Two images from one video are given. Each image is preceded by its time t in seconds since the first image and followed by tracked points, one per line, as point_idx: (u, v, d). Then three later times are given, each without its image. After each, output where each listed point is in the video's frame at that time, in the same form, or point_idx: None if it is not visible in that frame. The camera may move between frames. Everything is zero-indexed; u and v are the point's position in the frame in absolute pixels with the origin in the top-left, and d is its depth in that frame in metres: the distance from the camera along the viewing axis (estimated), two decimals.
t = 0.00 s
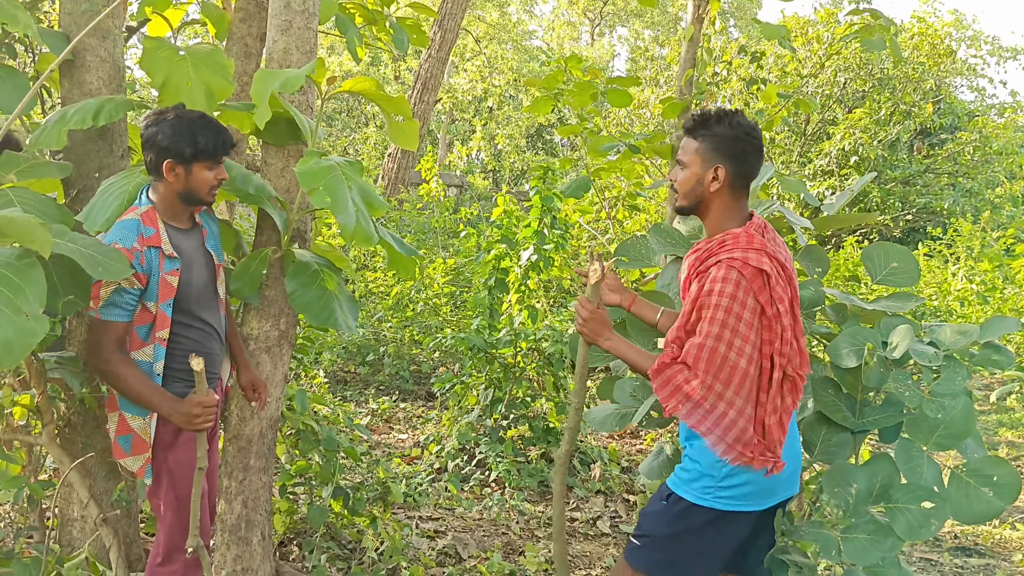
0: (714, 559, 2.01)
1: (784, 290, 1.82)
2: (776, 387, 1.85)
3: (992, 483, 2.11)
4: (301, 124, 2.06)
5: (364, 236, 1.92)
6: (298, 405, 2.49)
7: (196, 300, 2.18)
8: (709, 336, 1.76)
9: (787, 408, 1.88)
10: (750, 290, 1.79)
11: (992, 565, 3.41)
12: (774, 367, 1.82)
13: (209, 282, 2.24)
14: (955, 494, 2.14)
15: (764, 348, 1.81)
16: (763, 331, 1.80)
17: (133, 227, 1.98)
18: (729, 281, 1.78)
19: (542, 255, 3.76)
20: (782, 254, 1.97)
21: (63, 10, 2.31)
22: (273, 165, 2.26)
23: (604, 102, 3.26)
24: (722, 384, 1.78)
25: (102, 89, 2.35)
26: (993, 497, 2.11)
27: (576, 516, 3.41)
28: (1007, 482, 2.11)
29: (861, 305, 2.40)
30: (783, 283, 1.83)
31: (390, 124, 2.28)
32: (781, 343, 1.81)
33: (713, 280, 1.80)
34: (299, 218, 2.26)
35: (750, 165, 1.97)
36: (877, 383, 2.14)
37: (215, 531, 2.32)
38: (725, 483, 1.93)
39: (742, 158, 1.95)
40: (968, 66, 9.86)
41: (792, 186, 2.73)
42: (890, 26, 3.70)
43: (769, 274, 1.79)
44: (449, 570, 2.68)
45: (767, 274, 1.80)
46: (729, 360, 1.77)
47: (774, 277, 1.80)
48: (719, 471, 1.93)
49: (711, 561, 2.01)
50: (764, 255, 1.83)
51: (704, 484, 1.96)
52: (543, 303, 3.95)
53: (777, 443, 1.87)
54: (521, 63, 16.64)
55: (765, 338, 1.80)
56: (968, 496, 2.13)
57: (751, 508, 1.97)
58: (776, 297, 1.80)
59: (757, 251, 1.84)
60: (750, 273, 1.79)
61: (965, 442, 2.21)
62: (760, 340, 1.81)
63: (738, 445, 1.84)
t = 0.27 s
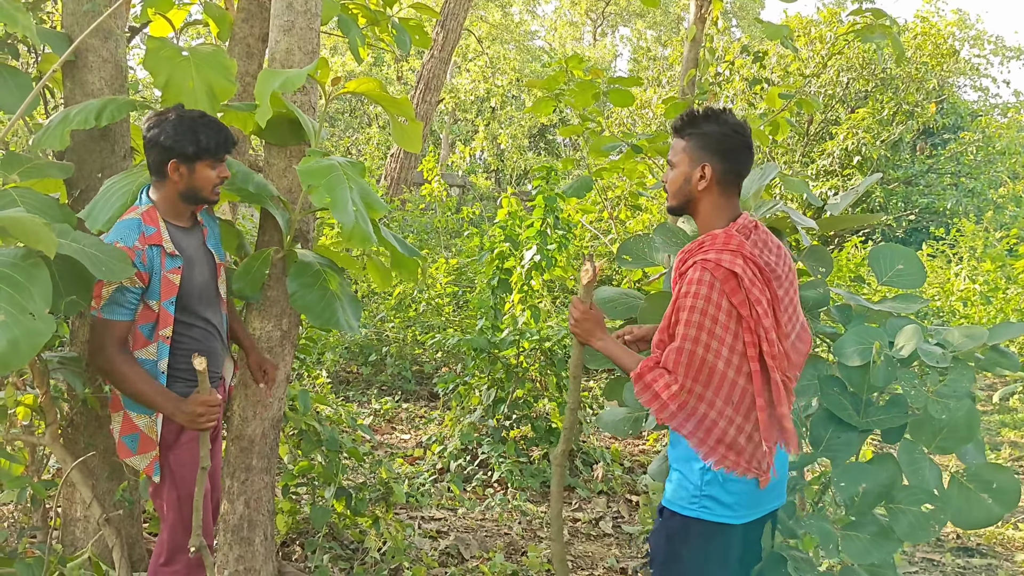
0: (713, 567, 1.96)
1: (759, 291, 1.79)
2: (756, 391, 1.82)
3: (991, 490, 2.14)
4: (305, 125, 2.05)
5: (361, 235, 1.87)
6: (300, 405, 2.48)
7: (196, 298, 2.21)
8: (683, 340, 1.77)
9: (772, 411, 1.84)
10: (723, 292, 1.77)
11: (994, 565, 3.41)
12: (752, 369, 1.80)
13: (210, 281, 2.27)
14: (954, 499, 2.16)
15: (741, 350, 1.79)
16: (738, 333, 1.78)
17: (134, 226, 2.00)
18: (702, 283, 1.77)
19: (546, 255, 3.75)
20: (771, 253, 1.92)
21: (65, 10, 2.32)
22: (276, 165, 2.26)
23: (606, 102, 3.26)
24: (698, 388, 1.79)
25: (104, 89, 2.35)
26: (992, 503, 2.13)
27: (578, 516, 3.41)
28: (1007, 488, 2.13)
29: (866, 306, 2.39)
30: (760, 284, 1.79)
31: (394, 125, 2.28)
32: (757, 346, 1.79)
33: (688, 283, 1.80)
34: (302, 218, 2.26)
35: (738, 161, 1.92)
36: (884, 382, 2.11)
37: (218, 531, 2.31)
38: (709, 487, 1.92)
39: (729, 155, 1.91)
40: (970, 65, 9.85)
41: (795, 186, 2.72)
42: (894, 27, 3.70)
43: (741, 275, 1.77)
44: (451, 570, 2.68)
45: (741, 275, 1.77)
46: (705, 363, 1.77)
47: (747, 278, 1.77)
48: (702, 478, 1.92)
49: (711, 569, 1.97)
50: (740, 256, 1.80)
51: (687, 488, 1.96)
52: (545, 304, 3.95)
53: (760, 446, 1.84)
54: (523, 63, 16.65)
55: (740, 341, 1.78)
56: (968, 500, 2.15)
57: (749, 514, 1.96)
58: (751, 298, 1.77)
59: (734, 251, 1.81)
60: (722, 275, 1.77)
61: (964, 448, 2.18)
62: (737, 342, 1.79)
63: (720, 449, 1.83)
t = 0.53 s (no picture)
0: (697, 570, 1.94)
1: (736, 290, 1.77)
2: (729, 393, 1.80)
3: (987, 489, 2.12)
4: (305, 126, 2.05)
5: (372, 239, 1.89)
6: (302, 406, 2.48)
7: (193, 309, 2.21)
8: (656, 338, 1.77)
9: (744, 414, 1.82)
10: (699, 291, 1.77)
11: (998, 568, 3.39)
12: (725, 371, 1.78)
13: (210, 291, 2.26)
14: (950, 498, 2.14)
15: (713, 351, 1.77)
16: (710, 333, 1.77)
17: (137, 244, 1.99)
18: (679, 282, 1.78)
19: (549, 258, 3.75)
20: (755, 257, 1.90)
21: (68, 12, 2.33)
22: (277, 167, 2.26)
23: (608, 104, 3.26)
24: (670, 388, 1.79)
25: (107, 92, 2.36)
26: (987, 502, 2.12)
27: (580, 518, 3.40)
28: (1003, 489, 2.12)
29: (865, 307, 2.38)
30: (737, 285, 1.78)
31: (393, 126, 2.28)
32: (730, 346, 1.77)
33: (665, 282, 1.80)
34: (303, 220, 2.26)
35: (717, 160, 1.92)
36: (879, 382, 2.13)
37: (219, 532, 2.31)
38: (687, 493, 1.91)
39: (708, 154, 1.91)
40: (973, 68, 9.84)
41: (797, 189, 2.72)
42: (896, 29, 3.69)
43: (717, 274, 1.76)
44: (452, 572, 2.68)
45: (717, 275, 1.76)
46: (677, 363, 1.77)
47: (723, 277, 1.76)
48: (680, 481, 1.91)
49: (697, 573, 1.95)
50: (718, 255, 1.79)
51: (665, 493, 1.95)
52: (547, 306, 3.95)
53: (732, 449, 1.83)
54: (526, 67, 16.67)
55: (713, 341, 1.77)
56: (963, 500, 2.13)
57: (731, 520, 1.93)
58: (726, 298, 1.76)
59: (714, 250, 1.80)
60: (699, 274, 1.77)
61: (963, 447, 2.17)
62: (709, 342, 1.78)
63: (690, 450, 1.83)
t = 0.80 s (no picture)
0: (691, 571, 1.94)
1: (729, 292, 1.75)
2: (724, 395, 1.78)
3: (983, 490, 2.12)
4: (303, 126, 2.05)
5: (371, 239, 1.89)
6: (302, 406, 2.47)
7: (188, 303, 2.21)
8: (649, 340, 1.76)
9: (740, 415, 1.81)
10: (691, 293, 1.75)
11: (1000, 568, 3.39)
12: (720, 373, 1.76)
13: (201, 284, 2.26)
14: (946, 498, 2.15)
15: (707, 353, 1.76)
16: (704, 335, 1.76)
17: (115, 236, 2.00)
18: (671, 284, 1.76)
19: (549, 258, 3.78)
20: (748, 256, 1.88)
21: (68, 12, 2.33)
22: (276, 167, 2.26)
23: (608, 105, 3.26)
24: (663, 390, 1.77)
25: (107, 92, 2.36)
26: (984, 503, 2.11)
27: (581, 518, 3.40)
28: (1000, 489, 2.11)
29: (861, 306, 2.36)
30: (730, 286, 1.76)
31: (389, 124, 2.28)
32: (725, 348, 1.75)
33: (658, 284, 1.79)
34: (302, 220, 2.25)
35: (709, 157, 1.90)
36: (872, 382, 2.18)
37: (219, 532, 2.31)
38: (681, 492, 1.91)
39: (699, 151, 1.90)
40: (974, 69, 9.84)
41: (799, 189, 2.72)
42: (896, 30, 3.69)
43: (710, 275, 1.74)
44: (453, 572, 2.67)
45: (709, 276, 1.74)
46: (670, 365, 1.76)
47: (715, 278, 1.74)
48: (675, 482, 1.90)
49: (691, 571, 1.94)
50: (710, 256, 1.77)
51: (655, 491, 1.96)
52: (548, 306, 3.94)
53: (729, 451, 1.81)
54: (527, 67, 16.67)
55: (707, 343, 1.75)
56: (960, 501, 2.13)
57: (725, 520, 1.93)
58: (718, 299, 1.74)
59: (706, 251, 1.78)
60: (690, 276, 1.75)
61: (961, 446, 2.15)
62: (703, 344, 1.76)
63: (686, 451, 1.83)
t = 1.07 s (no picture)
0: (699, 568, 1.94)
1: (733, 286, 1.75)
2: (733, 390, 1.77)
3: (990, 488, 2.11)
4: (303, 120, 2.03)
5: (352, 232, 1.84)
6: (303, 404, 2.47)
7: (173, 290, 2.21)
8: (654, 337, 1.75)
9: (749, 410, 1.80)
10: (695, 289, 1.74)
11: (1004, 567, 3.37)
12: (727, 368, 1.75)
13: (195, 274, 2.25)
14: (951, 497, 2.14)
15: (714, 348, 1.75)
16: (710, 331, 1.75)
17: (102, 219, 2.06)
18: (675, 281, 1.76)
19: (551, 256, 3.76)
20: (750, 249, 1.88)
21: (69, 8, 2.32)
22: (278, 163, 2.25)
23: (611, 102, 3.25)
24: (671, 388, 1.76)
25: (108, 89, 2.35)
26: (990, 502, 2.11)
27: (583, 516, 3.39)
28: (1007, 488, 2.10)
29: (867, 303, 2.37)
30: (733, 280, 1.76)
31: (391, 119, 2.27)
32: (731, 343, 1.74)
33: (661, 281, 1.78)
34: (304, 216, 2.25)
35: (708, 154, 1.89)
36: (880, 378, 2.14)
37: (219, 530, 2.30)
38: (686, 487, 1.91)
39: (698, 147, 1.89)
40: (977, 67, 9.81)
41: (801, 186, 2.71)
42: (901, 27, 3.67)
43: (713, 271, 1.74)
44: (455, 570, 2.67)
45: (712, 271, 1.74)
46: (676, 362, 1.75)
47: (718, 273, 1.74)
48: (682, 477, 1.90)
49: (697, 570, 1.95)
50: (713, 251, 1.77)
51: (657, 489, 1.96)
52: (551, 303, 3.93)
53: (739, 447, 1.80)
54: (529, 66, 16.66)
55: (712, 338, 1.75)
56: (966, 499, 2.13)
57: (735, 516, 1.92)
58: (722, 294, 1.74)
59: (708, 247, 1.77)
60: (693, 271, 1.74)
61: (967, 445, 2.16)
62: (710, 340, 1.75)
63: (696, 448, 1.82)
